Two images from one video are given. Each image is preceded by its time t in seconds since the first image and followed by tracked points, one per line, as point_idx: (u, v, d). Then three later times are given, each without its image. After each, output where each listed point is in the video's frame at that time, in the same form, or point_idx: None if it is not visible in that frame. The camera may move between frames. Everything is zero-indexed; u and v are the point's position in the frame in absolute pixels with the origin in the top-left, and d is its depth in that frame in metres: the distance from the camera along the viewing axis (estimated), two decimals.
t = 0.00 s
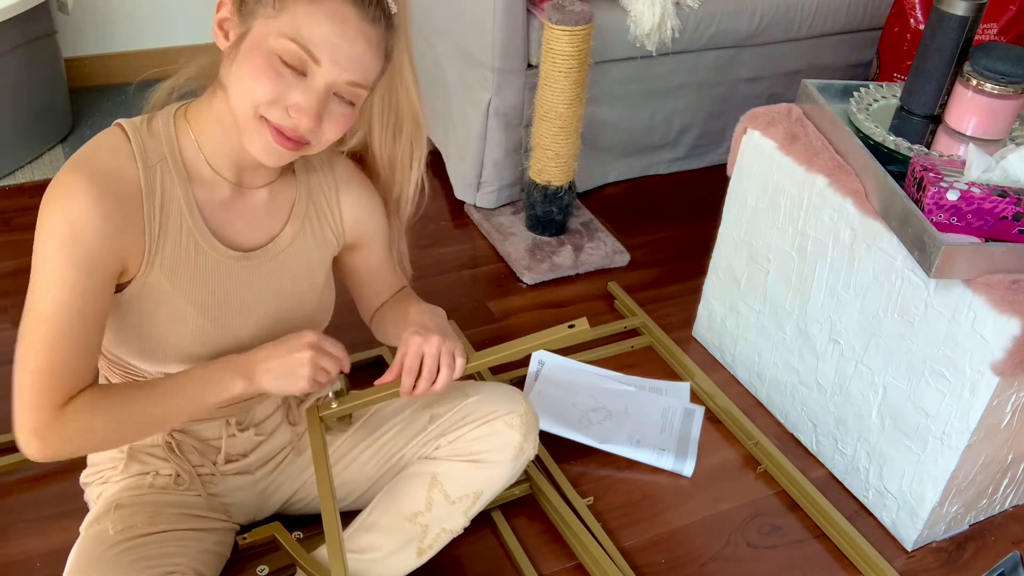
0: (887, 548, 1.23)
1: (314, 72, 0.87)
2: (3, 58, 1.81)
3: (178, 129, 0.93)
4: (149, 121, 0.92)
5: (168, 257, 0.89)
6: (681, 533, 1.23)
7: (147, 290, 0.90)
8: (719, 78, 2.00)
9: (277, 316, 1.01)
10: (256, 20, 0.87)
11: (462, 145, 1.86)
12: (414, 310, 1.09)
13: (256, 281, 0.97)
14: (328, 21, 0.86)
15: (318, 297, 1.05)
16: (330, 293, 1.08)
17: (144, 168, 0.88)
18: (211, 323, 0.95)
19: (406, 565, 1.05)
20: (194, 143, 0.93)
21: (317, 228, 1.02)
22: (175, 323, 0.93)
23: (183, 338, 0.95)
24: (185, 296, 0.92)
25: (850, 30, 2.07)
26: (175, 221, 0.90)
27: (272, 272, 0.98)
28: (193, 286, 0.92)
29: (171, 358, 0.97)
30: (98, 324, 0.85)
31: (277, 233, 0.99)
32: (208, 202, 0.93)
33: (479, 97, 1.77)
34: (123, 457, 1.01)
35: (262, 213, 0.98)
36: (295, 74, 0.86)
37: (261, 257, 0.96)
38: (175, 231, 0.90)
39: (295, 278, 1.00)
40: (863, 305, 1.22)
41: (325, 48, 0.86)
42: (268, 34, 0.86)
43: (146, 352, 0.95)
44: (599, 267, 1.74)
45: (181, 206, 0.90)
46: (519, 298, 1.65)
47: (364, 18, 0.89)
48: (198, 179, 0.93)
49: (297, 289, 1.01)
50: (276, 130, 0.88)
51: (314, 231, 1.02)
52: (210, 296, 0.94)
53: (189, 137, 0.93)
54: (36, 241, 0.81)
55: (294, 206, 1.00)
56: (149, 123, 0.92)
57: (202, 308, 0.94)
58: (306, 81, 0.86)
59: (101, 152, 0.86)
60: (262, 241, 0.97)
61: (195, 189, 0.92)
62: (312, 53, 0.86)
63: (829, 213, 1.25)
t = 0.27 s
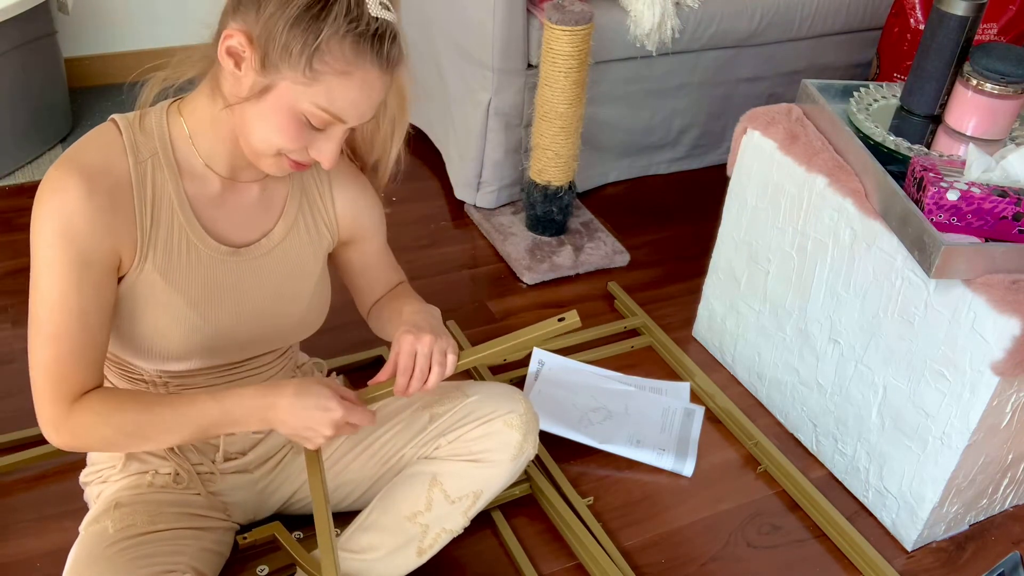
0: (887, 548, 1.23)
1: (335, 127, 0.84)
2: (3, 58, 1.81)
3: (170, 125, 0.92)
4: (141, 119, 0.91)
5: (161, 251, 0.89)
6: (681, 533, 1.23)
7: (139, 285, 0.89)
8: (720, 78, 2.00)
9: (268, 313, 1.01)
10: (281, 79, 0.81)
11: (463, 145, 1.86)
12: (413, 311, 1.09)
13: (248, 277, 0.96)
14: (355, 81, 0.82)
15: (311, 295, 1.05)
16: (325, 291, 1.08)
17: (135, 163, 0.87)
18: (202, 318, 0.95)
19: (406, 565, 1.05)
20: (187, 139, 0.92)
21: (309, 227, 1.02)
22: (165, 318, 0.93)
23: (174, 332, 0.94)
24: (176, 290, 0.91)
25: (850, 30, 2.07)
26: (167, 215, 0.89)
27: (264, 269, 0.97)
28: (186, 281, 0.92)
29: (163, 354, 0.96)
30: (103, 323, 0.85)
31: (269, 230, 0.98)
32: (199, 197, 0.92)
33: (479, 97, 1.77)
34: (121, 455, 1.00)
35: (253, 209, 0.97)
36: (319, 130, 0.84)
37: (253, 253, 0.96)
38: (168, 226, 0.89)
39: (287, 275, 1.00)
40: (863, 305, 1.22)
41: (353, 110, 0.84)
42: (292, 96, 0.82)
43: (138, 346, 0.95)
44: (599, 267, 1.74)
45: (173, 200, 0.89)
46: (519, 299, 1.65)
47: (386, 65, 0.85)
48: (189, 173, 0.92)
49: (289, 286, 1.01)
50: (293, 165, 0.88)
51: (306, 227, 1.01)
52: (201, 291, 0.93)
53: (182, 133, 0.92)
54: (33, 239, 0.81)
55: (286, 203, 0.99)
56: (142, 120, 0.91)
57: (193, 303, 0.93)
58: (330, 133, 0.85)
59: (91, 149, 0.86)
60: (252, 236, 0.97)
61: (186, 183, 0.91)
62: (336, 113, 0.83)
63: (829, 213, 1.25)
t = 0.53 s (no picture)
0: (888, 548, 1.23)
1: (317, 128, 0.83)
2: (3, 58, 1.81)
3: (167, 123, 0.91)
4: (138, 116, 0.90)
5: (157, 249, 0.89)
6: (681, 533, 1.23)
7: (137, 284, 0.89)
8: (720, 78, 2.00)
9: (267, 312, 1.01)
10: (257, 79, 0.80)
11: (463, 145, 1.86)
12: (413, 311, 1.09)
13: (246, 275, 0.96)
14: (334, 83, 0.80)
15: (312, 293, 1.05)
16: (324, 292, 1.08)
17: (131, 160, 0.87)
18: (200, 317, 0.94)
19: (405, 564, 1.05)
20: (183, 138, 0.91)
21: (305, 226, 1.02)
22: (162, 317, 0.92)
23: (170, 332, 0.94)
24: (173, 289, 0.91)
25: (850, 30, 2.07)
26: (162, 213, 0.89)
27: (261, 267, 0.97)
28: (182, 280, 0.91)
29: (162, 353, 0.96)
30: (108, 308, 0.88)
31: (266, 228, 0.98)
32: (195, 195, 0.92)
33: (479, 97, 1.77)
34: (121, 453, 0.99)
35: (250, 207, 0.97)
36: (298, 129, 0.83)
37: (250, 251, 0.96)
38: (164, 223, 0.89)
39: (286, 273, 1.00)
40: (863, 304, 1.22)
41: (330, 110, 0.82)
42: (269, 94, 0.81)
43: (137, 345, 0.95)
44: (599, 267, 1.74)
45: (168, 198, 0.89)
46: (519, 299, 1.65)
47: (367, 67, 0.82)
48: (185, 172, 0.91)
49: (287, 285, 1.01)
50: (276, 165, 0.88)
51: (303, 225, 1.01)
52: (199, 289, 0.93)
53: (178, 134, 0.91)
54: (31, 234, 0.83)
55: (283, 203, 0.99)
56: (139, 118, 0.90)
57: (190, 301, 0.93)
58: (311, 133, 0.84)
59: (87, 145, 0.86)
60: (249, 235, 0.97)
61: (182, 181, 0.91)
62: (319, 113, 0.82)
63: (829, 212, 1.25)
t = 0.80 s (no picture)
0: (888, 548, 1.23)
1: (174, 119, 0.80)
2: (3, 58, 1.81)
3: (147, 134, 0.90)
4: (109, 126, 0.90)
5: (133, 256, 0.89)
6: (682, 532, 1.23)
7: (114, 292, 0.89)
8: (720, 78, 2.00)
9: (254, 315, 1.00)
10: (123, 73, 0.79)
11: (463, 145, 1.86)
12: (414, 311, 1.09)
13: (228, 277, 0.95)
14: (155, 63, 0.77)
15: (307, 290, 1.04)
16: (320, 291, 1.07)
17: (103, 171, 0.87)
18: (184, 322, 0.94)
19: (405, 564, 1.05)
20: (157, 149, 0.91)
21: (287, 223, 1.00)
22: (145, 324, 0.92)
23: (155, 338, 0.94)
24: (154, 295, 0.91)
25: (850, 30, 2.07)
26: (137, 222, 0.89)
27: (244, 268, 0.96)
28: (161, 284, 0.91)
29: (149, 360, 0.96)
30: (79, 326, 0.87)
31: (250, 228, 0.98)
32: (170, 201, 0.92)
33: (479, 97, 1.77)
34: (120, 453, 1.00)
35: (230, 210, 0.97)
36: (159, 120, 0.80)
37: (232, 252, 0.95)
38: (139, 232, 0.89)
39: (271, 273, 0.99)
40: (863, 305, 1.22)
41: (162, 96, 0.78)
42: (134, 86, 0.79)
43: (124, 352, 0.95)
44: (598, 268, 1.74)
45: (140, 206, 0.89)
46: (519, 299, 1.65)
47: (188, 44, 0.77)
48: (159, 178, 0.91)
49: (274, 287, 1.00)
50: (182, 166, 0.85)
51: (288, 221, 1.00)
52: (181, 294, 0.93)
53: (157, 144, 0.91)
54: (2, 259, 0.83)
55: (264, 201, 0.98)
56: (108, 128, 0.90)
57: (172, 308, 0.92)
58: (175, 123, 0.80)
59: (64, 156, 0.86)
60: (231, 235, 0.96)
61: (155, 187, 0.91)
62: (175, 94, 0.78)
63: (829, 213, 1.25)
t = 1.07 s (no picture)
0: (888, 548, 1.23)
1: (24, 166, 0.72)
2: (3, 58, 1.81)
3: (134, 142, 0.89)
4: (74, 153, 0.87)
5: (95, 282, 0.86)
6: (682, 532, 1.23)
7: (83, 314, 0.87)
8: (720, 78, 2.00)
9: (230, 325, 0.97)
10: None
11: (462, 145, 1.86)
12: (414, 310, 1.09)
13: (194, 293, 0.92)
14: None
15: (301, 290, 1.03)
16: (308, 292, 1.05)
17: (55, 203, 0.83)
18: (153, 340, 0.91)
19: (406, 563, 1.05)
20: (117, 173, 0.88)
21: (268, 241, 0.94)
22: (114, 342, 0.90)
23: (126, 353, 0.92)
24: (120, 316, 0.88)
25: (850, 30, 2.07)
26: (93, 251, 0.86)
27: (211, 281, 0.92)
28: (128, 306, 0.89)
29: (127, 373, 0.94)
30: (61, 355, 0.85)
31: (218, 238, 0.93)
32: (128, 226, 0.88)
33: (479, 97, 1.77)
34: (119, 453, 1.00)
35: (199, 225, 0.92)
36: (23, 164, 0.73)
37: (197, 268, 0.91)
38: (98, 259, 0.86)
39: (240, 290, 0.94)
40: (863, 305, 1.22)
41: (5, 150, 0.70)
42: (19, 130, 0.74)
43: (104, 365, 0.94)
44: (598, 268, 1.74)
45: (94, 235, 0.85)
46: (519, 299, 1.65)
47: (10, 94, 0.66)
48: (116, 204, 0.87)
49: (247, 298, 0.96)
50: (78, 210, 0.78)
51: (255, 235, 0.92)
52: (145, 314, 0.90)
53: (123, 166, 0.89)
54: None
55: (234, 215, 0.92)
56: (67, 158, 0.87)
57: (138, 326, 0.90)
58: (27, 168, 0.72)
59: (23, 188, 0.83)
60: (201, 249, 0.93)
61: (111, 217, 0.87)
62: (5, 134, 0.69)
63: (830, 213, 1.25)
